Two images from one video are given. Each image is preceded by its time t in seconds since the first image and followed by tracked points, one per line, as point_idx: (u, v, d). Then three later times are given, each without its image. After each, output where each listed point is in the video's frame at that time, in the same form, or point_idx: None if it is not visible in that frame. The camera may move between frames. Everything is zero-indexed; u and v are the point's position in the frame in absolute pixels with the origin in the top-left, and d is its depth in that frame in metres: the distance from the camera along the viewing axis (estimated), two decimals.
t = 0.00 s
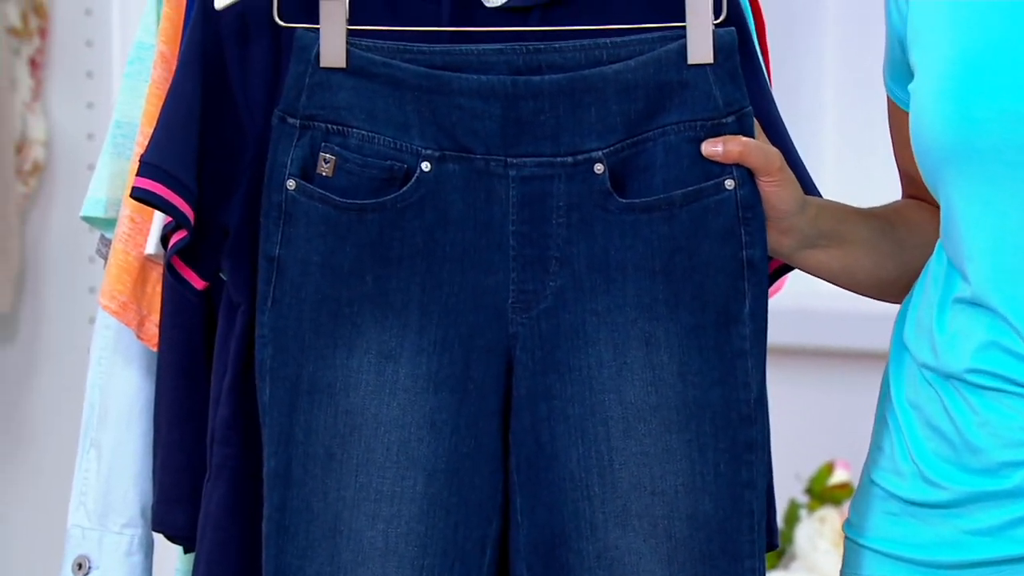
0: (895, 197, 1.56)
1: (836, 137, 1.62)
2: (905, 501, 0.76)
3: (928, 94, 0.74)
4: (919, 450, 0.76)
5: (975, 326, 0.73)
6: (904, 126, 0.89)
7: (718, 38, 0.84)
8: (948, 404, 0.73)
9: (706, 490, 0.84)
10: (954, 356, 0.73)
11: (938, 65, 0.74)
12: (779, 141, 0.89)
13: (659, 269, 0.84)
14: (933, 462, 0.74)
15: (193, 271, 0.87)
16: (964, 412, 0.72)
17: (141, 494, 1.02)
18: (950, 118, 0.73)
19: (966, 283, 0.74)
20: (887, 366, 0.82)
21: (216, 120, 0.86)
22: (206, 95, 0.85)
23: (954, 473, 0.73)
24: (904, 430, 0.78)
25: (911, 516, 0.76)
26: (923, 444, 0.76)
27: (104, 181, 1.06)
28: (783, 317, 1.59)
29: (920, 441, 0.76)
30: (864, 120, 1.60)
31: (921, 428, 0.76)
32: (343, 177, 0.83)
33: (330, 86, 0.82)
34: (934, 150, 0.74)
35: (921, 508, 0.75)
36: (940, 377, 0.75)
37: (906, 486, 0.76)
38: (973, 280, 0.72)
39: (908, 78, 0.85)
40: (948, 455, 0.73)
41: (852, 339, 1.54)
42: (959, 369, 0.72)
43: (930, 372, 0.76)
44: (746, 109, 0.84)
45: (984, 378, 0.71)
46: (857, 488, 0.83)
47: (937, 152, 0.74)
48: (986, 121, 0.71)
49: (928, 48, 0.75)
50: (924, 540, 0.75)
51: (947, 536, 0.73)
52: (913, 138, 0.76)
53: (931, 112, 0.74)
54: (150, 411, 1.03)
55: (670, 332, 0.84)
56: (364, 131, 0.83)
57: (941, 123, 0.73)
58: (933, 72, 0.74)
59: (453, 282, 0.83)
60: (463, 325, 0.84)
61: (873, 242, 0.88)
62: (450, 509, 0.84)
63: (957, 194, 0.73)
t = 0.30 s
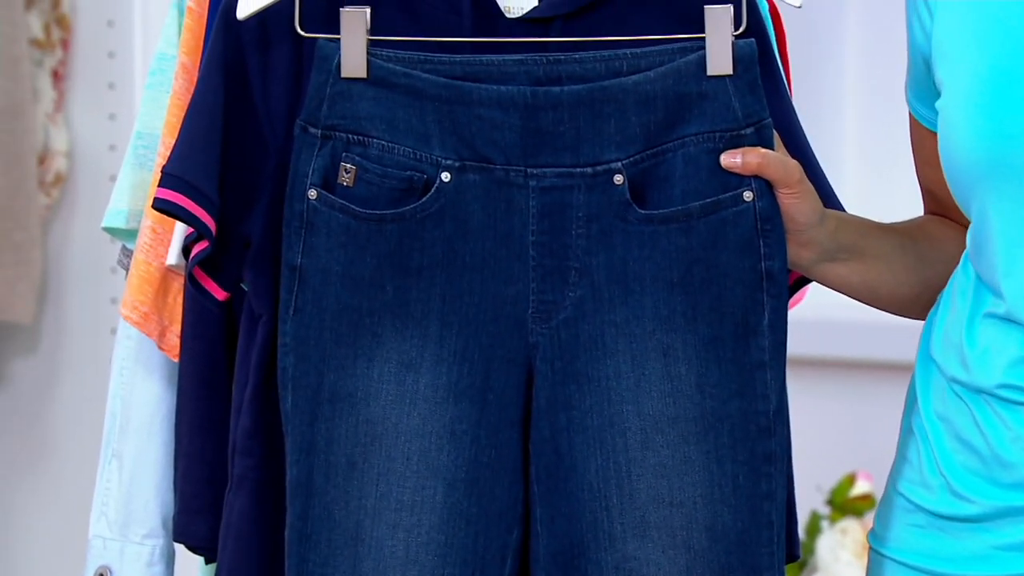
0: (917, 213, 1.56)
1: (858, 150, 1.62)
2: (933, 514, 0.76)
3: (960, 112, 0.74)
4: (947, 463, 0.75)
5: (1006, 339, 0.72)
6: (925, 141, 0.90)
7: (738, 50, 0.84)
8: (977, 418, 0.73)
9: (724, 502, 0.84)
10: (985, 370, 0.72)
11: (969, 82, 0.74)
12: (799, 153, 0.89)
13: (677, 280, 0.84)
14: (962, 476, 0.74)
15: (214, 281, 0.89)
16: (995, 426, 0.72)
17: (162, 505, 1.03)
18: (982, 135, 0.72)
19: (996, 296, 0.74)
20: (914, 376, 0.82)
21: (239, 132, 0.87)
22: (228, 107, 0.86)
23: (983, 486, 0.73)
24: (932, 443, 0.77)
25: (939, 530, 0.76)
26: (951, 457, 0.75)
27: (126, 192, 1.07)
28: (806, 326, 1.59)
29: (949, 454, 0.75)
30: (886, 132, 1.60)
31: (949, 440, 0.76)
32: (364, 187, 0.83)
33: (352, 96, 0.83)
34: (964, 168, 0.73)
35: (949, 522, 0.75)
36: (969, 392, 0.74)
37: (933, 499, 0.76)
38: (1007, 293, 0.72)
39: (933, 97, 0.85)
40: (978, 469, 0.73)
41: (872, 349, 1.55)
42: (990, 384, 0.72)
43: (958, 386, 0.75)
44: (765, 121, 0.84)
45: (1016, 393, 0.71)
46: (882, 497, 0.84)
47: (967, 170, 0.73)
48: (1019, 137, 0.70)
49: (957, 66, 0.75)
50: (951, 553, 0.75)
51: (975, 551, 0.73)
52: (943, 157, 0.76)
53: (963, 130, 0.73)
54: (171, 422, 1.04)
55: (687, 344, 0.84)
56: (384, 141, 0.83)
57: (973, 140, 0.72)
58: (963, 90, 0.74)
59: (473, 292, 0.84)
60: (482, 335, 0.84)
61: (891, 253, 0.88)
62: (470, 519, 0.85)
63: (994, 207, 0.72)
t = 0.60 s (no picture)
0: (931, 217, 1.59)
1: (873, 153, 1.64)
2: (958, 522, 0.76)
3: (980, 117, 0.74)
4: (972, 471, 0.75)
5: None
6: (939, 150, 0.89)
7: (749, 56, 0.84)
8: (1003, 426, 0.73)
9: (732, 509, 0.84)
10: (1010, 379, 0.72)
11: (988, 87, 0.74)
12: (811, 158, 0.89)
13: (686, 286, 0.84)
14: (988, 484, 0.74)
15: (229, 287, 0.88)
16: (1021, 435, 0.72)
17: (177, 510, 1.04)
18: (1005, 141, 0.72)
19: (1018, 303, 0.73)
20: (936, 382, 0.82)
21: (254, 137, 0.87)
22: (242, 111, 0.86)
23: (1010, 494, 0.73)
24: (957, 450, 0.77)
25: (964, 537, 0.76)
26: (976, 465, 0.75)
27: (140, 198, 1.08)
28: (816, 331, 1.58)
29: (974, 462, 0.75)
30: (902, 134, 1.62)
31: (974, 448, 0.76)
32: (378, 190, 0.84)
33: (367, 99, 0.83)
34: (986, 175, 0.73)
35: (975, 529, 0.74)
36: (994, 400, 0.74)
37: (958, 507, 0.76)
38: None
39: (948, 103, 0.85)
40: (1005, 478, 0.73)
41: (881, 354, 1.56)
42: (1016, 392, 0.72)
43: (983, 394, 0.75)
44: (777, 127, 0.84)
45: None
46: (902, 503, 0.84)
47: (988, 176, 0.73)
48: None
49: (974, 70, 0.75)
50: (977, 561, 0.74)
51: (1002, 559, 0.73)
52: (962, 162, 0.76)
53: (983, 135, 0.73)
54: (185, 427, 1.05)
55: (697, 350, 0.84)
56: (399, 145, 0.84)
57: (995, 146, 0.73)
58: (981, 94, 0.74)
59: (486, 296, 0.84)
60: (495, 340, 0.84)
61: (903, 258, 0.88)
62: (483, 523, 0.85)
63: (1015, 216, 0.72)
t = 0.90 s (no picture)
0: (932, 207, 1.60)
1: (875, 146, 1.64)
2: (967, 522, 0.76)
3: (978, 106, 0.74)
4: (980, 471, 0.75)
5: None
6: (942, 141, 0.90)
7: (752, 59, 0.84)
8: (1008, 426, 0.73)
9: (736, 511, 0.84)
10: (1016, 378, 0.72)
11: (987, 76, 0.74)
12: (815, 160, 0.89)
13: (689, 288, 0.84)
14: (995, 484, 0.74)
15: (234, 289, 0.89)
16: None
17: (182, 512, 1.04)
18: (1005, 127, 0.72)
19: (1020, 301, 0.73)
20: (945, 384, 0.82)
21: (258, 139, 0.87)
22: (247, 112, 0.87)
23: (1017, 494, 0.73)
24: (964, 450, 0.77)
25: (974, 538, 0.76)
26: (984, 465, 0.75)
27: (146, 199, 1.08)
28: (821, 332, 1.59)
29: (982, 462, 0.75)
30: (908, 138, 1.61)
31: (981, 449, 0.76)
32: (382, 192, 0.84)
33: (372, 101, 0.84)
34: (986, 163, 0.73)
35: (983, 530, 0.74)
36: (999, 400, 0.74)
37: (966, 507, 0.76)
38: None
39: (946, 92, 0.85)
40: (1011, 477, 0.73)
41: (887, 356, 1.55)
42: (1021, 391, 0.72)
43: (989, 395, 0.75)
44: (780, 129, 0.84)
45: None
46: (915, 505, 0.84)
47: (988, 164, 0.73)
48: None
49: (973, 60, 0.75)
50: (985, 561, 0.74)
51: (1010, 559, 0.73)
52: (964, 153, 0.76)
53: (983, 122, 0.73)
54: (191, 429, 1.05)
55: (700, 352, 0.85)
56: (403, 146, 0.84)
57: (995, 133, 0.73)
58: (981, 83, 0.74)
59: (490, 298, 0.84)
60: (498, 342, 0.85)
61: (906, 260, 0.88)
62: (486, 525, 0.85)
63: (1016, 204, 0.72)
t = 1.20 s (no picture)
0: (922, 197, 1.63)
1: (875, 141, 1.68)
2: (961, 524, 0.76)
3: (967, 99, 0.74)
4: (974, 473, 0.75)
5: None
6: (931, 131, 0.89)
7: (755, 58, 0.84)
8: (1001, 429, 0.73)
9: (741, 511, 0.84)
10: (1010, 381, 0.72)
11: (976, 70, 0.74)
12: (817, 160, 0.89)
13: (694, 288, 0.84)
14: (989, 486, 0.74)
15: (235, 289, 0.88)
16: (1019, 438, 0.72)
17: (183, 512, 1.04)
18: (992, 122, 0.72)
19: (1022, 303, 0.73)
20: (940, 385, 0.82)
21: (259, 139, 0.87)
22: (248, 112, 0.86)
23: (1011, 497, 0.73)
24: (959, 452, 0.77)
25: (967, 540, 0.75)
26: (978, 467, 0.75)
27: (147, 200, 1.08)
28: (821, 332, 1.59)
29: (976, 464, 0.75)
30: (908, 136, 1.64)
31: (975, 451, 0.76)
32: (384, 193, 0.84)
33: (374, 102, 0.84)
34: (973, 156, 0.73)
35: (977, 532, 0.74)
36: (994, 403, 0.74)
37: (961, 509, 0.76)
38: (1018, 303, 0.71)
39: (935, 82, 0.85)
40: (1005, 479, 0.73)
41: (886, 356, 1.56)
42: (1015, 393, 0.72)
43: (984, 397, 0.75)
44: (783, 129, 0.84)
45: None
46: (911, 505, 0.83)
47: (975, 157, 0.73)
48: None
49: (962, 53, 0.75)
50: (979, 563, 0.74)
51: (1004, 561, 0.73)
52: (950, 143, 0.76)
53: (971, 115, 0.74)
54: (192, 430, 1.05)
55: (704, 352, 0.84)
56: (405, 147, 0.84)
57: (982, 127, 0.73)
58: (970, 76, 0.74)
59: (493, 299, 0.84)
60: (502, 343, 0.85)
61: (909, 260, 0.88)
62: (488, 526, 0.85)
63: (1004, 199, 0.72)
